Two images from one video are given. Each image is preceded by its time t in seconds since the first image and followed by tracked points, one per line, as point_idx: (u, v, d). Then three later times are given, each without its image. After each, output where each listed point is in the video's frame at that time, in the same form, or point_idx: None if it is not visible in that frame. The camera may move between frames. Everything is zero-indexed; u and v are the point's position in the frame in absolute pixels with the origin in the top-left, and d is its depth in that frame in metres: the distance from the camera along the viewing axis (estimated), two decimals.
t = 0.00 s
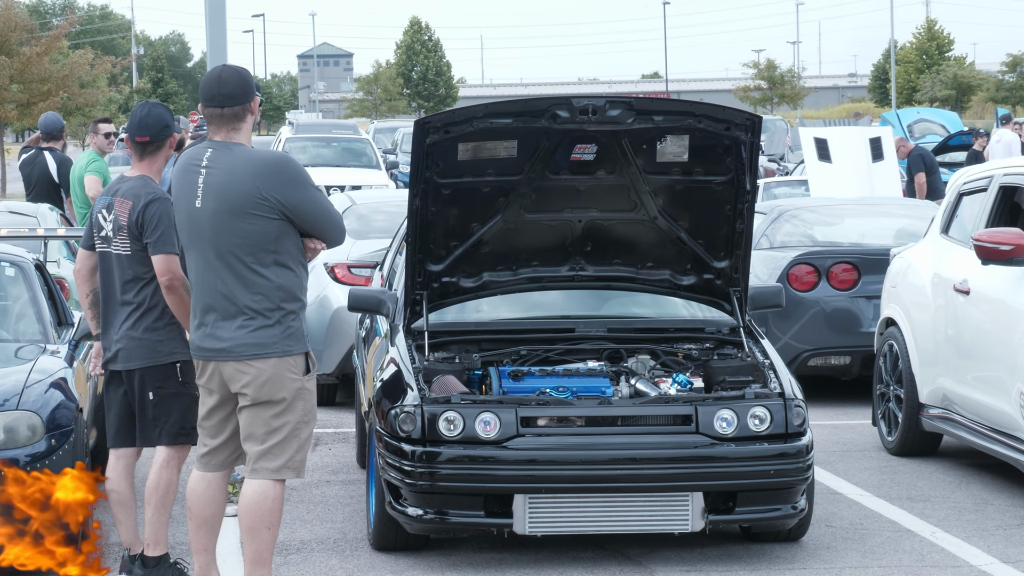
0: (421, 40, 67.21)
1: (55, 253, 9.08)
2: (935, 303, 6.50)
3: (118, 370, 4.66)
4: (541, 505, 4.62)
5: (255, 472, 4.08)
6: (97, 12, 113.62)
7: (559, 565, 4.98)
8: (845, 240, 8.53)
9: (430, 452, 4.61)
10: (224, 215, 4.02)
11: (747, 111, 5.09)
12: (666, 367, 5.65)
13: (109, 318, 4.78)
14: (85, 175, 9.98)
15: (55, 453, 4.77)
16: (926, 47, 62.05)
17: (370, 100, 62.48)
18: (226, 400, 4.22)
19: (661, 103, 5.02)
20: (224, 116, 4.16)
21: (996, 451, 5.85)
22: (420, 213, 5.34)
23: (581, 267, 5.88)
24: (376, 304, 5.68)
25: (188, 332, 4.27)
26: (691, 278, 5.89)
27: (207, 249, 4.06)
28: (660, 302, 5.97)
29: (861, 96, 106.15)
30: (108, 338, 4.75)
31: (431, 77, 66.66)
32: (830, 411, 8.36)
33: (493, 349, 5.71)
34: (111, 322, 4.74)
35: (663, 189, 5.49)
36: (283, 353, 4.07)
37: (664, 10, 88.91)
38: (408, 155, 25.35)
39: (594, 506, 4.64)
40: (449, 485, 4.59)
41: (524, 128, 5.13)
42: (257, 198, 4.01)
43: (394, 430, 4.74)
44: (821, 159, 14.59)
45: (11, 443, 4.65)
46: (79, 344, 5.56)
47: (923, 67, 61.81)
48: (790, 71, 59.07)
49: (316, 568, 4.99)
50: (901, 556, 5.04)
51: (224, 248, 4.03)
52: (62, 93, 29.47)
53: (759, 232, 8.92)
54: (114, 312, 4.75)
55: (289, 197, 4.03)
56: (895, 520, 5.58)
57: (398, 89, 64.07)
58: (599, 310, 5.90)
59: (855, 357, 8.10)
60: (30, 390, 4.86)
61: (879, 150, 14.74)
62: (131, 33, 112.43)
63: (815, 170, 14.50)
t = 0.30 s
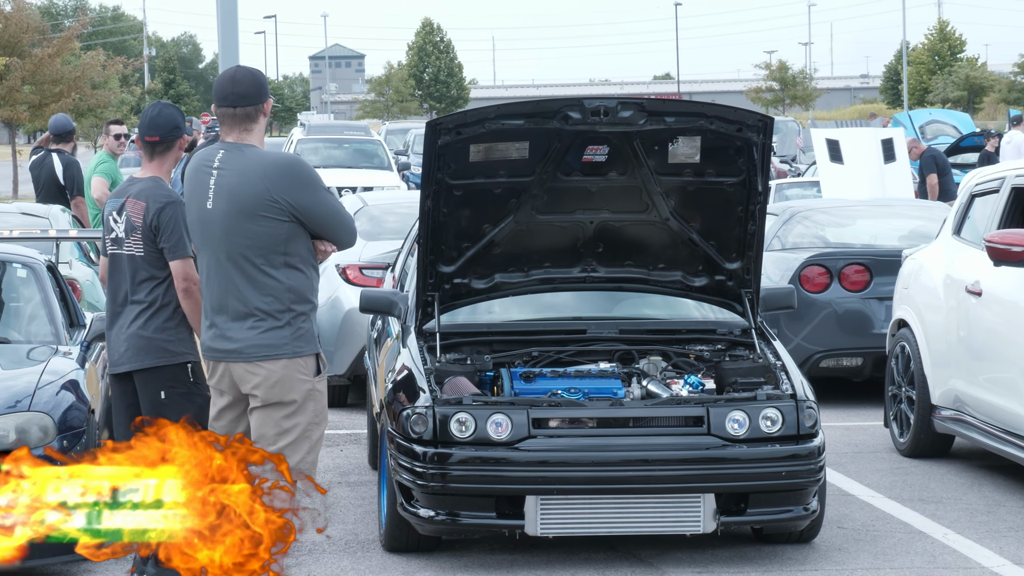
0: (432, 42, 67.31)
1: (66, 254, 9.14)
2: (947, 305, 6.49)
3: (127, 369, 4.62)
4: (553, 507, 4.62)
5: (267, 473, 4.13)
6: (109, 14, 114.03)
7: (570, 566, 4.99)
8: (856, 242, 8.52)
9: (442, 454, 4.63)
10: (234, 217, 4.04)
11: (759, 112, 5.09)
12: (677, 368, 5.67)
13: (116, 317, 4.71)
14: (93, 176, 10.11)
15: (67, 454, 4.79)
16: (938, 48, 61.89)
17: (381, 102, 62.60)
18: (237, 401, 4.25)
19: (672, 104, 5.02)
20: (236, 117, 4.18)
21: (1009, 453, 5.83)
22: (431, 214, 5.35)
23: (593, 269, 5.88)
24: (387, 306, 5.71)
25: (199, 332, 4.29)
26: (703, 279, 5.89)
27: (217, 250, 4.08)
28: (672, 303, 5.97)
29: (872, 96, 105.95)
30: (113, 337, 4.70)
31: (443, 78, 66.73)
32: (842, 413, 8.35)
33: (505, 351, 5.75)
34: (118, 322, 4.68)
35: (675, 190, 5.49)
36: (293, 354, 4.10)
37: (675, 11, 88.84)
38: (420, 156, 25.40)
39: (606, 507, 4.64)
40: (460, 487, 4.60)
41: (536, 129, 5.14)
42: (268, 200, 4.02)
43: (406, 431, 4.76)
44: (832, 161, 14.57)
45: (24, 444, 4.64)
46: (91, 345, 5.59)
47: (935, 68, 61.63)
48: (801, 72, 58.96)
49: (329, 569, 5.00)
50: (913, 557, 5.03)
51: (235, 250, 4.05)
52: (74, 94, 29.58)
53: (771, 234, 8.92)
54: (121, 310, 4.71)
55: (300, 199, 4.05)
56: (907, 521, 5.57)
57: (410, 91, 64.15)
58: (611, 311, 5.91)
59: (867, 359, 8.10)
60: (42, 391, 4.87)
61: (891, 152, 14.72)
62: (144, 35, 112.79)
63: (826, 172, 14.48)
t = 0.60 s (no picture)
0: (444, 43, 67.39)
1: (78, 255, 9.19)
2: (960, 306, 6.48)
3: (142, 374, 4.61)
4: (565, 508, 4.63)
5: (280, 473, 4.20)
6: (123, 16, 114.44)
7: (582, 567, 5.01)
8: (869, 243, 8.51)
9: (454, 455, 4.64)
10: (247, 218, 4.06)
11: (771, 114, 5.09)
12: (689, 370, 5.67)
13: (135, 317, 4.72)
14: (102, 176, 10.21)
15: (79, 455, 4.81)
16: (951, 49, 61.71)
17: (393, 103, 62.69)
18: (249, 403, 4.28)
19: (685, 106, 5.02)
20: (249, 117, 4.20)
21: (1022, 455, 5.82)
22: (444, 216, 5.36)
23: (605, 270, 5.89)
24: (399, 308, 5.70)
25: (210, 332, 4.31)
26: (715, 281, 5.90)
27: (228, 251, 4.10)
28: (684, 305, 6.00)
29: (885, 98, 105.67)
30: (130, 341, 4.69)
31: (454, 80, 66.79)
32: (854, 414, 8.35)
33: (517, 352, 5.75)
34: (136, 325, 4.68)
35: (687, 192, 5.50)
36: (304, 355, 4.13)
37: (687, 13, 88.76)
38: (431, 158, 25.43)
39: (619, 508, 4.64)
40: (472, 488, 4.62)
41: (548, 130, 5.16)
42: (280, 201, 4.05)
43: (418, 433, 4.77)
44: (845, 162, 14.54)
45: (37, 445, 4.67)
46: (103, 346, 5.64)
47: (948, 69, 61.44)
48: (814, 74, 58.84)
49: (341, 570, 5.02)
50: (925, 559, 5.03)
51: (246, 250, 4.07)
52: (86, 95, 29.70)
53: (783, 235, 8.92)
54: (136, 311, 4.72)
55: (312, 201, 4.07)
56: (920, 523, 5.57)
57: (422, 92, 64.22)
58: (623, 312, 5.93)
59: (879, 360, 8.10)
60: (54, 392, 4.90)
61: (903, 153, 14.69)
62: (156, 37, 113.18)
63: (838, 173, 14.46)
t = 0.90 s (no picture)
0: (457, 44, 67.45)
1: (91, 256, 9.25)
2: (973, 307, 6.47)
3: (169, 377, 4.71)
4: (578, 509, 4.65)
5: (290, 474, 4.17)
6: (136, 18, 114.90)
7: (595, 568, 5.03)
8: (882, 244, 8.51)
9: (468, 455, 4.66)
10: (260, 218, 4.09)
11: (784, 114, 5.09)
12: (702, 371, 5.70)
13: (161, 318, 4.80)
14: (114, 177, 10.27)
15: (92, 456, 4.80)
16: (965, 49, 61.50)
17: (406, 104, 62.77)
18: (261, 403, 4.29)
19: (697, 107, 5.03)
20: (264, 118, 4.23)
21: None
22: (456, 217, 5.38)
23: (618, 271, 5.90)
24: (412, 309, 5.70)
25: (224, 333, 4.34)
26: (728, 282, 5.90)
27: (242, 251, 4.13)
28: (697, 305, 6.02)
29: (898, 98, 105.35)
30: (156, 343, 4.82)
31: (467, 81, 66.84)
32: (867, 415, 8.34)
33: (530, 352, 5.77)
34: (160, 325, 4.77)
35: (700, 193, 5.51)
36: (317, 356, 4.14)
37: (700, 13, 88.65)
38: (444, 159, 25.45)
39: (632, 509, 4.66)
40: (484, 489, 4.64)
41: (561, 131, 5.17)
42: (293, 202, 4.07)
43: (431, 433, 4.79)
44: (858, 163, 14.52)
45: (50, 445, 4.68)
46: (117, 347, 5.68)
47: (961, 70, 61.21)
48: (827, 74, 58.70)
49: (355, 570, 5.04)
50: (939, 560, 5.03)
51: (260, 251, 4.10)
52: (99, 96, 29.81)
53: (796, 236, 8.93)
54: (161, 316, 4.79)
55: (325, 201, 4.10)
56: (933, 524, 5.57)
57: (434, 93, 64.29)
58: (636, 313, 5.95)
59: (892, 361, 8.09)
60: (68, 392, 4.92)
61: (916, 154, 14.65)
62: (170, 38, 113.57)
63: (851, 173, 14.44)
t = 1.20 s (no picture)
0: (468, 45, 67.51)
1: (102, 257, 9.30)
2: (984, 308, 6.46)
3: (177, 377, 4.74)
4: (589, 510, 4.66)
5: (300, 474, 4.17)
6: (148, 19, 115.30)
7: (606, 569, 5.03)
8: (893, 244, 8.50)
9: (479, 456, 4.67)
10: (271, 220, 4.11)
11: (795, 115, 5.09)
12: (713, 371, 5.70)
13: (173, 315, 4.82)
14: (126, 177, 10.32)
15: (104, 457, 4.80)
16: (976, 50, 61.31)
17: (417, 104, 62.84)
18: (275, 404, 4.34)
19: (709, 108, 5.03)
20: (277, 119, 4.25)
21: None
22: (467, 217, 5.40)
23: (629, 272, 5.91)
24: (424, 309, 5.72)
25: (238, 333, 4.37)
26: (739, 282, 5.91)
27: (254, 252, 4.15)
28: (708, 306, 6.03)
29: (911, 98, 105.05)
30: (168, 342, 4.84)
31: (478, 82, 66.88)
32: (879, 416, 8.33)
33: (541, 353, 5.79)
34: (172, 325, 4.82)
35: (711, 193, 5.52)
36: (329, 356, 4.16)
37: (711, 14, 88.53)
38: (456, 160, 25.47)
39: (643, 510, 4.67)
40: (496, 489, 4.65)
41: (572, 132, 5.18)
42: (304, 203, 4.09)
43: (442, 434, 4.81)
44: (870, 163, 14.50)
45: (61, 446, 4.69)
46: (128, 347, 5.71)
47: (973, 70, 61.01)
48: (839, 75, 58.58)
49: (366, 571, 5.06)
50: (950, 561, 5.02)
51: (271, 252, 4.12)
52: (111, 96, 29.91)
53: (808, 237, 8.92)
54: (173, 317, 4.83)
55: (335, 203, 4.11)
56: (944, 525, 5.57)
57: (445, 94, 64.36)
58: (647, 314, 5.97)
59: (904, 361, 8.08)
60: (79, 393, 4.93)
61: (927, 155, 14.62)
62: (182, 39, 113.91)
63: (862, 174, 14.42)
